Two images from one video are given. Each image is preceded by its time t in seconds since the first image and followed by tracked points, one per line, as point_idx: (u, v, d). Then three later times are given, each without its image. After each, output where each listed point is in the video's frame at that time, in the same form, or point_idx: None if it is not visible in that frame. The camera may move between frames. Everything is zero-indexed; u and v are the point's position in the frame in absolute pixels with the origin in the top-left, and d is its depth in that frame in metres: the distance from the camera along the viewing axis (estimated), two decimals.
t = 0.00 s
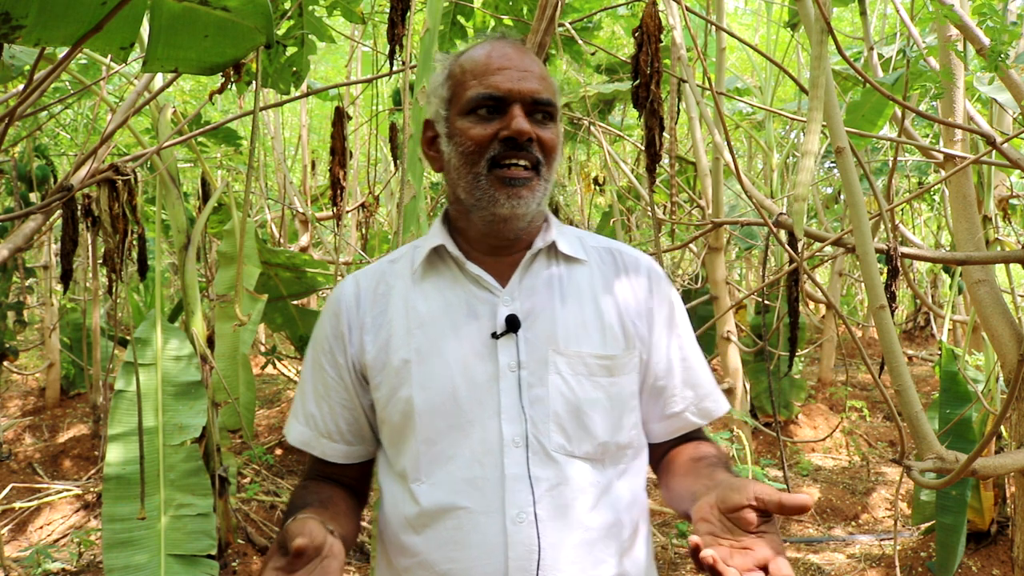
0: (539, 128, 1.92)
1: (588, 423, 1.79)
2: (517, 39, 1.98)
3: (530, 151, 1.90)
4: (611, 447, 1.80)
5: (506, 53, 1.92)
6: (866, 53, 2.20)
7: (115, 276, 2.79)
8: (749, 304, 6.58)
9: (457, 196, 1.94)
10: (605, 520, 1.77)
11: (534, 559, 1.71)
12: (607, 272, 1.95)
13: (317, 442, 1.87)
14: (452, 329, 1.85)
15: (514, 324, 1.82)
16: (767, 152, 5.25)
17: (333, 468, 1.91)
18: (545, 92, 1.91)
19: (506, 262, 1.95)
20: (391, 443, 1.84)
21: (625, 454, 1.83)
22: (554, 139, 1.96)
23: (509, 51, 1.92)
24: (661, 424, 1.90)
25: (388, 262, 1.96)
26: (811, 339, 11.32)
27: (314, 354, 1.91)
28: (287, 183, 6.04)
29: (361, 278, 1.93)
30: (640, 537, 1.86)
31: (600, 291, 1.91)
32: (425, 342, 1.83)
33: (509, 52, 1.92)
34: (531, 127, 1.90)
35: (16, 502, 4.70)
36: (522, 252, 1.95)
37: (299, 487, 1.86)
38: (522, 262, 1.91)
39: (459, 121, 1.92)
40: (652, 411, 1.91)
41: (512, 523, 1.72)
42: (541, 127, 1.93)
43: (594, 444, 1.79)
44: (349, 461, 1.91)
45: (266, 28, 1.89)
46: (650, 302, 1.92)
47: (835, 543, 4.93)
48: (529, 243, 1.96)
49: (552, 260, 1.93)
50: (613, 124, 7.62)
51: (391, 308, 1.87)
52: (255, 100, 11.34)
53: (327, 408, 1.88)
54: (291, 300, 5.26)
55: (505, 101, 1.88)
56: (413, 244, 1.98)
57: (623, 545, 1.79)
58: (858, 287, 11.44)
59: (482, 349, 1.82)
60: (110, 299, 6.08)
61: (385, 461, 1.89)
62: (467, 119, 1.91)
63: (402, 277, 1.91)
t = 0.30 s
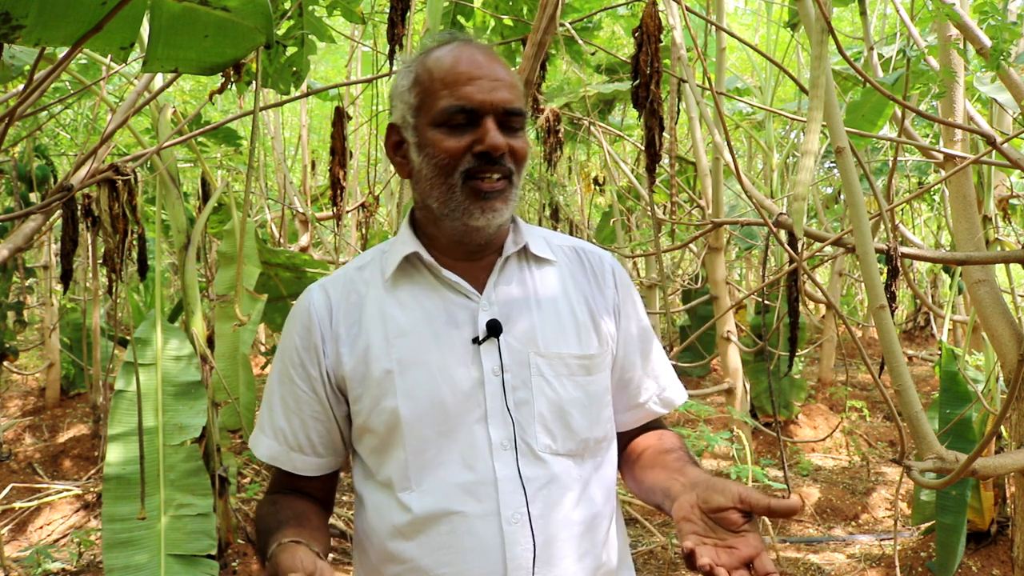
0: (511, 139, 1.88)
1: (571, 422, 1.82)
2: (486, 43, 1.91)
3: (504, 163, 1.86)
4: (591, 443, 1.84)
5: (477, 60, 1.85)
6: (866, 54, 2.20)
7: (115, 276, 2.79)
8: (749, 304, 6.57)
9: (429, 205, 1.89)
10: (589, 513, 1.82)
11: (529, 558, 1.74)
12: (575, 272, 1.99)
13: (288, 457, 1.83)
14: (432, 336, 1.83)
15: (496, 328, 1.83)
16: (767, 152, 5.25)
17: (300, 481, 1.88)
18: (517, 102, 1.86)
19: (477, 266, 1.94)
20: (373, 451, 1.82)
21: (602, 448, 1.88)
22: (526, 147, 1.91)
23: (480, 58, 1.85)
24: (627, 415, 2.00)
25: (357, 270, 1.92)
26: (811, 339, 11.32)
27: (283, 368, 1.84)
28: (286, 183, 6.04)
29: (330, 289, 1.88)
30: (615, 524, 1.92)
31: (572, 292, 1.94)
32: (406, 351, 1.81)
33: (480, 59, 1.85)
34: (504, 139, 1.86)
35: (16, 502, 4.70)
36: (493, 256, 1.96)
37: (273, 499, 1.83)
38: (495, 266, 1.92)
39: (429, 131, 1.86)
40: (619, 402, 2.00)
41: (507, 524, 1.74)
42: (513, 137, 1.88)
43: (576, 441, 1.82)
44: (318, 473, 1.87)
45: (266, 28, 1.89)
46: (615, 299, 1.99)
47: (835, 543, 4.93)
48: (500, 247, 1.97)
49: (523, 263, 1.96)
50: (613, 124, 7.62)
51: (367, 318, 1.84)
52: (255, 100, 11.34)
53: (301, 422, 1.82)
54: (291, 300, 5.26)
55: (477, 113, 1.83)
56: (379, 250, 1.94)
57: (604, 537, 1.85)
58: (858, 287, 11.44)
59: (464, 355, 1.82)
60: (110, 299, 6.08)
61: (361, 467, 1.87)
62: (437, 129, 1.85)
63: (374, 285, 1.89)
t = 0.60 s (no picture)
0: (515, 127, 1.86)
1: (589, 418, 1.79)
2: (493, 38, 1.92)
3: (507, 150, 1.85)
4: (608, 440, 1.81)
5: (480, 52, 1.86)
6: (867, 54, 2.20)
7: (115, 276, 2.79)
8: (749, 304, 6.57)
9: (437, 196, 1.88)
10: (607, 510, 1.79)
11: (547, 553, 1.71)
12: (592, 270, 1.95)
13: (310, 451, 1.78)
14: (452, 331, 1.79)
15: (515, 324, 1.79)
16: (767, 152, 5.25)
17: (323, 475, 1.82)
18: (521, 91, 1.85)
19: (496, 262, 1.90)
20: (391, 447, 1.77)
21: (618, 446, 1.84)
22: (532, 137, 1.89)
23: (484, 49, 1.86)
24: (642, 415, 1.98)
25: (375, 265, 1.87)
26: (811, 340, 11.33)
27: (304, 361, 1.79)
28: (286, 183, 6.04)
29: (349, 282, 1.83)
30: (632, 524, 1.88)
31: (590, 289, 1.91)
32: (426, 345, 1.76)
33: (483, 51, 1.86)
34: (508, 127, 1.85)
35: (16, 502, 4.70)
36: (511, 253, 1.92)
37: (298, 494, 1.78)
38: (514, 263, 1.88)
39: (434, 123, 1.87)
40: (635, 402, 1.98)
41: (525, 520, 1.71)
42: (517, 126, 1.87)
43: (594, 438, 1.79)
44: (341, 468, 1.81)
45: (266, 28, 1.89)
46: (633, 298, 1.96)
47: (835, 543, 4.93)
48: (518, 243, 1.94)
49: (542, 260, 1.93)
50: (613, 124, 7.62)
51: (387, 313, 1.79)
52: (255, 100, 11.34)
53: (322, 416, 1.78)
54: (291, 300, 5.26)
55: (480, 101, 1.83)
56: (398, 244, 1.90)
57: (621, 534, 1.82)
58: (858, 287, 11.44)
59: (483, 351, 1.78)
60: (110, 299, 6.08)
61: (379, 463, 1.82)
62: (442, 120, 1.85)
63: (394, 279, 1.83)
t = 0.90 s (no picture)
0: (565, 126, 1.71)
1: (631, 420, 1.66)
2: (546, 31, 1.76)
3: (554, 150, 1.70)
4: (648, 443, 1.68)
5: (531, 45, 1.71)
6: (867, 54, 2.20)
7: (115, 276, 2.79)
8: (750, 304, 6.57)
9: (484, 192, 1.76)
10: (645, 514, 1.66)
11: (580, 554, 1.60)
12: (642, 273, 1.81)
13: (351, 438, 1.68)
14: (493, 323, 1.68)
15: (558, 320, 1.68)
16: (767, 152, 5.24)
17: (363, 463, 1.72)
18: (572, 87, 1.70)
19: (544, 259, 1.77)
20: (429, 439, 1.66)
21: (660, 451, 1.71)
22: (583, 135, 1.74)
23: (536, 45, 1.71)
24: (688, 421, 1.79)
25: (424, 256, 1.76)
26: (811, 340, 11.33)
27: (348, 348, 1.70)
28: (287, 183, 6.04)
29: (396, 271, 1.73)
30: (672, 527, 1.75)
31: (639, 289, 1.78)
32: (468, 335, 1.66)
33: (535, 45, 1.71)
34: (555, 125, 1.70)
35: (16, 502, 4.70)
36: (560, 251, 1.77)
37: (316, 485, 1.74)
38: (560, 261, 1.75)
39: (482, 119, 1.74)
40: (679, 408, 1.80)
41: (562, 517, 1.60)
42: (567, 125, 1.72)
43: (634, 441, 1.66)
44: (381, 456, 1.71)
45: (266, 28, 1.90)
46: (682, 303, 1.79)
47: (835, 543, 4.93)
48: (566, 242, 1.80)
49: (590, 261, 1.79)
50: (613, 124, 7.62)
51: (431, 303, 1.69)
52: (255, 100, 11.36)
53: (366, 404, 1.68)
54: (291, 300, 5.25)
55: (527, 98, 1.68)
56: (448, 238, 1.79)
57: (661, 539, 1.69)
58: (858, 287, 11.45)
59: (524, 344, 1.67)
60: (110, 299, 6.08)
61: (419, 455, 1.71)
62: (488, 117, 1.72)
63: (439, 271, 1.73)
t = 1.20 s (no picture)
0: (632, 133, 1.67)
1: (679, 430, 1.63)
2: (618, 32, 1.71)
3: (621, 157, 1.66)
4: (696, 454, 1.64)
5: (602, 47, 1.66)
6: (867, 53, 2.20)
7: (115, 276, 2.80)
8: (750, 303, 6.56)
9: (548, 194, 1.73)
10: (686, 524, 1.63)
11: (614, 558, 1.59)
12: (707, 279, 1.75)
13: (403, 423, 1.68)
14: (547, 321, 1.66)
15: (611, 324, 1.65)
16: (767, 152, 5.24)
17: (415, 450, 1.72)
18: (642, 94, 1.65)
19: (605, 260, 1.73)
20: (477, 433, 1.66)
21: (709, 461, 1.67)
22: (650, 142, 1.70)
23: (606, 46, 1.65)
24: (748, 433, 1.72)
25: (485, 249, 1.75)
26: (811, 340, 11.33)
27: (406, 336, 1.70)
28: (287, 183, 6.04)
29: (456, 262, 1.72)
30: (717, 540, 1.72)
31: (702, 297, 1.72)
32: (521, 331, 1.64)
33: (605, 47, 1.66)
34: (622, 131, 1.66)
35: (16, 502, 4.70)
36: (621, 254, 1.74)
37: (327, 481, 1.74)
38: (620, 262, 1.71)
39: (548, 122, 1.70)
40: (739, 420, 1.73)
41: (598, 520, 1.60)
42: (636, 132, 1.67)
43: (682, 450, 1.63)
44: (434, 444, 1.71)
45: (266, 28, 1.90)
46: (747, 312, 1.73)
47: (835, 543, 4.94)
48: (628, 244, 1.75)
49: (650, 264, 1.73)
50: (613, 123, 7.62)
51: (487, 297, 1.67)
52: (255, 100, 11.36)
53: (418, 392, 1.68)
54: (291, 300, 5.25)
55: (595, 104, 1.64)
56: (510, 232, 1.77)
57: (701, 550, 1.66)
58: (858, 287, 11.45)
59: (574, 345, 1.65)
60: (110, 299, 6.08)
61: (469, 447, 1.71)
62: (555, 120, 1.68)
63: (499, 266, 1.71)
